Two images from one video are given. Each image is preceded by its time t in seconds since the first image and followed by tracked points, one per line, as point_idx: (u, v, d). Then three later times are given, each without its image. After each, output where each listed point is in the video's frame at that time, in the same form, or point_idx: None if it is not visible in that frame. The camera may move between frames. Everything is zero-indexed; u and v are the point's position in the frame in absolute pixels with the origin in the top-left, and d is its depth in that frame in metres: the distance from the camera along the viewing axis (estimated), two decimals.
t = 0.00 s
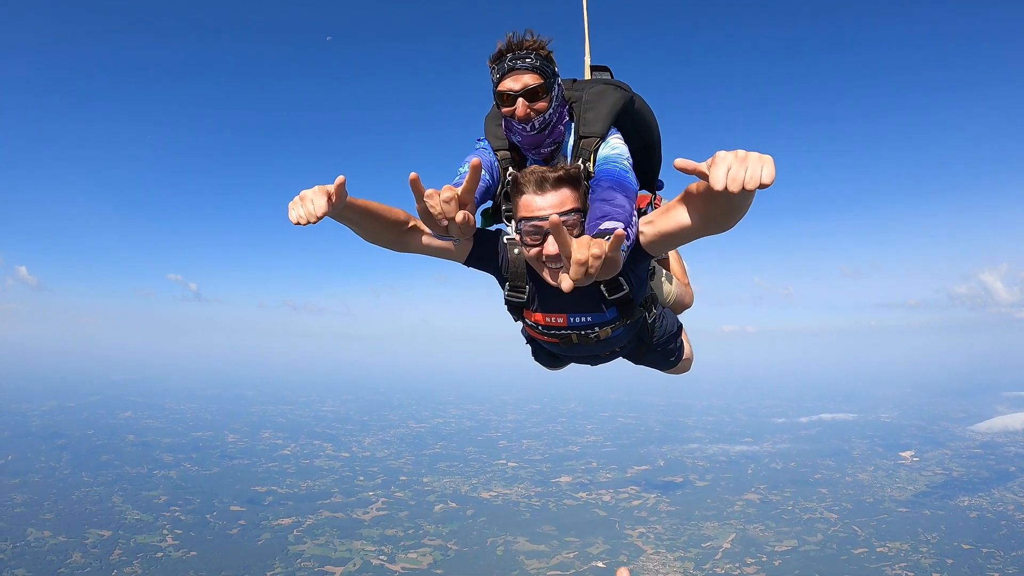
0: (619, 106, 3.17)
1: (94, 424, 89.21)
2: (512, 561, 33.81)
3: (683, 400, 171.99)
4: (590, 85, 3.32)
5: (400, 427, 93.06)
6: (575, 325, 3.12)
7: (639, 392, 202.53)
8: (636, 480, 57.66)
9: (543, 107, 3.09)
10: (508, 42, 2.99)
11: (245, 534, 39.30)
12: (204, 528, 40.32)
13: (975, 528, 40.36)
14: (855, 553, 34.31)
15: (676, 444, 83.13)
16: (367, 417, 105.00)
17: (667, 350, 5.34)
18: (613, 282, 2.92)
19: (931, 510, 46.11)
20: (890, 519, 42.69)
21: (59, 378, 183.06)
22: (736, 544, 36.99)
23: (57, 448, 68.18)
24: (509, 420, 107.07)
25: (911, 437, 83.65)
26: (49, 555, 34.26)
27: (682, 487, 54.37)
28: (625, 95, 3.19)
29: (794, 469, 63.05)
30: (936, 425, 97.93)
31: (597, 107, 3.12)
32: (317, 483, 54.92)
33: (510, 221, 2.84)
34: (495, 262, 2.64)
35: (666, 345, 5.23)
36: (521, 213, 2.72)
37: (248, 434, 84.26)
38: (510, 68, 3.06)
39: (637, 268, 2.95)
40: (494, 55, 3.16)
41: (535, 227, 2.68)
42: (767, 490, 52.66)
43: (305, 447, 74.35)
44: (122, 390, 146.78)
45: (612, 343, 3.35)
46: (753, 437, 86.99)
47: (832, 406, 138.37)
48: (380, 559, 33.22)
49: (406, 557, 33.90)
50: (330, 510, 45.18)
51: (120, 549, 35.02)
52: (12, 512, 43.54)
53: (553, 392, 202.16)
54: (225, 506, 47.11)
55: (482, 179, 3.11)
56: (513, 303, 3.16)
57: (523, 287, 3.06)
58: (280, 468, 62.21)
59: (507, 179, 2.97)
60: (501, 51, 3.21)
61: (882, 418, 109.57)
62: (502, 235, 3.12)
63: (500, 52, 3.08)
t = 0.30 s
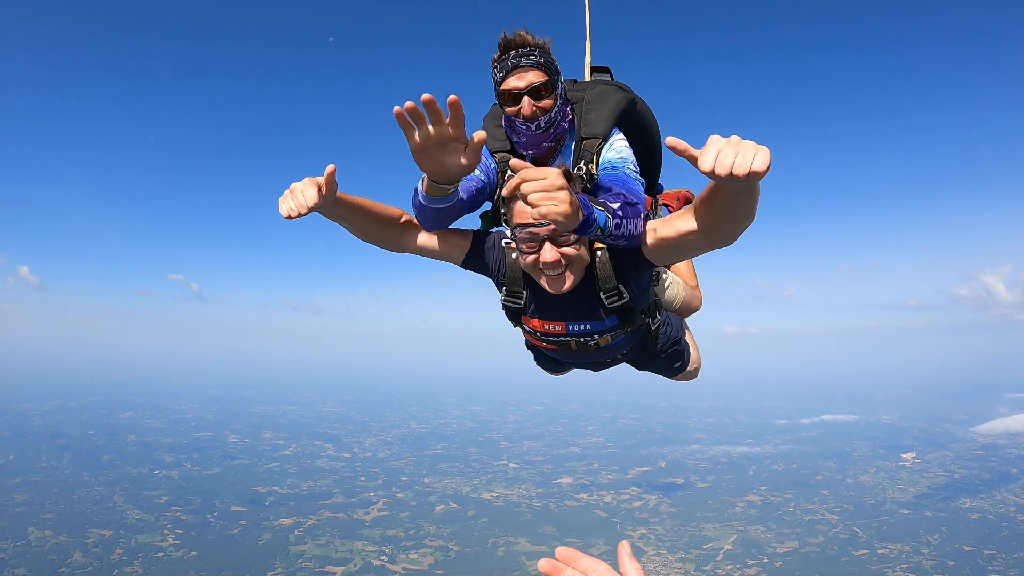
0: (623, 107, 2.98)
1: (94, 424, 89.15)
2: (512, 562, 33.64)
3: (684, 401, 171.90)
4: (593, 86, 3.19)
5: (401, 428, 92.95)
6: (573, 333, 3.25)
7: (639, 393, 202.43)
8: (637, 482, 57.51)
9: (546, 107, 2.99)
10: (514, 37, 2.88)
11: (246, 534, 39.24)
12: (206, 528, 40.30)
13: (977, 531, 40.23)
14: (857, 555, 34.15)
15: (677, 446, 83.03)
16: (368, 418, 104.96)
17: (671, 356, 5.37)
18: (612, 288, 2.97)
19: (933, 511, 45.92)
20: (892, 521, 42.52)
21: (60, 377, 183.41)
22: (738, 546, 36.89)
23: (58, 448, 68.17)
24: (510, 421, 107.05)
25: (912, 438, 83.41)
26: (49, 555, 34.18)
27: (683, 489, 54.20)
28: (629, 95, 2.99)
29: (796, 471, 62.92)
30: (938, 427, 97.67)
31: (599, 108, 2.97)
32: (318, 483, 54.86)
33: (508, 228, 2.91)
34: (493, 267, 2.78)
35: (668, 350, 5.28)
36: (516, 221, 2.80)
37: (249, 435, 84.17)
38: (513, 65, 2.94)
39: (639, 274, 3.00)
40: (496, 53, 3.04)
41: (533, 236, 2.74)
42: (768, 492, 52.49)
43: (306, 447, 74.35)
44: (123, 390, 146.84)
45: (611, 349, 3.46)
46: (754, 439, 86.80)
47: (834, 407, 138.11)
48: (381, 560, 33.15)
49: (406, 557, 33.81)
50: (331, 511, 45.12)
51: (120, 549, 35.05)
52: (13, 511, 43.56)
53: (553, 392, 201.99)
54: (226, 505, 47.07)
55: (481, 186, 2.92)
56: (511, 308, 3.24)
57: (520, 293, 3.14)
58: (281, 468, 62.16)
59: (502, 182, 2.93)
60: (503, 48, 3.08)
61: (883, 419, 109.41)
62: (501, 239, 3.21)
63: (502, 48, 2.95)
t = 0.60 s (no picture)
0: (621, 112, 3.38)
1: (95, 424, 89.18)
2: (513, 562, 33.54)
3: (685, 403, 171.93)
4: (594, 91, 3.56)
5: (401, 429, 92.90)
6: (572, 342, 3.25)
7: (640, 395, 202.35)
8: (637, 483, 57.42)
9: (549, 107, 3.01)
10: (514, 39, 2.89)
11: (247, 534, 39.17)
12: (207, 528, 40.24)
13: (977, 532, 40.13)
14: (858, 556, 34.02)
15: (678, 447, 82.92)
16: (369, 418, 104.93)
17: (674, 361, 5.43)
18: (612, 296, 2.97)
19: (934, 513, 45.75)
20: (892, 522, 42.39)
21: (60, 377, 183.32)
22: (738, 547, 36.85)
23: (59, 448, 68.14)
24: (511, 422, 106.98)
25: (913, 440, 83.19)
26: (50, 554, 34.03)
27: (684, 490, 54.07)
28: (627, 102, 3.41)
29: (797, 472, 62.79)
30: (939, 428, 97.46)
31: (599, 113, 3.32)
32: (319, 484, 54.80)
33: (505, 230, 2.91)
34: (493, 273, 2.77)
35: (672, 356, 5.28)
36: (517, 224, 2.80)
37: (250, 435, 84.11)
38: (514, 66, 2.96)
39: (640, 284, 3.00)
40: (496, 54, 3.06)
41: (534, 241, 2.76)
42: (769, 493, 52.38)
43: (307, 448, 74.30)
44: (124, 390, 146.89)
45: (612, 357, 3.46)
46: (755, 440, 86.64)
47: (835, 408, 137.87)
48: (382, 561, 33.05)
49: (407, 558, 33.68)
50: (332, 511, 45.06)
51: (121, 549, 34.99)
52: (14, 511, 43.49)
53: (554, 394, 201.82)
54: (226, 506, 47.00)
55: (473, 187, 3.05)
56: (507, 316, 3.25)
57: (516, 301, 3.14)
58: (282, 469, 62.09)
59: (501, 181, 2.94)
60: (502, 52, 3.09)
61: (884, 421, 109.24)
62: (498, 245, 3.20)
63: (503, 49, 2.94)
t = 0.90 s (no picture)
0: (626, 119, 3.28)
1: (97, 424, 89.15)
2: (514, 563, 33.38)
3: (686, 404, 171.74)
4: (598, 96, 3.47)
5: (403, 429, 92.83)
6: (573, 354, 3.17)
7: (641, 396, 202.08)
8: (639, 484, 57.26)
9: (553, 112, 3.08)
10: (519, 46, 3.07)
11: (248, 534, 39.07)
12: (208, 528, 40.14)
13: (979, 534, 39.85)
14: (859, 558, 33.84)
15: (679, 449, 82.75)
16: (370, 419, 104.92)
17: (680, 373, 5.31)
18: (613, 311, 2.88)
19: (935, 514, 45.57)
20: (894, 524, 42.18)
21: (62, 377, 183.27)
22: (739, 548, 36.67)
23: (60, 448, 68.15)
24: (512, 423, 106.73)
25: (915, 442, 82.93)
26: (51, 553, 33.93)
27: (685, 491, 53.88)
28: (632, 108, 3.30)
29: (799, 474, 62.58)
30: (941, 430, 97.15)
31: (603, 120, 3.20)
32: (320, 484, 54.73)
33: (508, 248, 2.85)
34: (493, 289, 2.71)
35: (677, 364, 5.14)
36: (517, 241, 2.75)
37: (251, 435, 84.08)
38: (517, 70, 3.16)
39: (642, 297, 2.91)
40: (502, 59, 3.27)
41: (537, 256, 2.71)
42: (771, 495, 52.15)
43: (308, 449, 74.17)
44: (125, 390, 146.97)
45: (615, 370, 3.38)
46: (756, 442, 86.48)
47: (836, 409, 137.64)
48: (382, 561, 32.89)
49: (408, 559, 33.56)
50: (333, 511, 44.96)
51: (123, 548, 34.90)
52: (15, 510, 43.45)
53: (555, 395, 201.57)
54: (228, 506, 46.87)
55: (467, 187, 3.12)
56: (509, 328, 3.23)
57: (517, 311, 3.09)
58: (283, 469, 61.94)
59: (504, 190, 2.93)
60: (508, 59, 3.29)
61: (886, 422, 108.86)
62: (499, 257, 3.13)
63: (510, 56, 3.15)
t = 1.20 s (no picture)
0: (631, 127, 3.08)
1: (98, 424, 88.94)
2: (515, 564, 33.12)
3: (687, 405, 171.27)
4: (605, 102, 3.24)
5: (404, 430, 92.59)
6: (575, 365, 3.16)
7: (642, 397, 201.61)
8: (640, 485, 56.96)
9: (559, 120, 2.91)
10: (523, 51, 2.86)
11: (249, 534, 38.86)
12: (209, 528, 39.89)
13: (980, 536, 39.54)
14: (860, 559, 33.58)
15: (681, 450, 82.46)
16: (371, 419, 104.68)
17: (686, 380, 5.13)
18: (618, 323, 2.84)
19: (937, 516, 45.29)
20: (895, 525, 41.89)
21: (63, 376, 183.06)
22: (740, 549, 36.35)
23: (61, 447, 67.97)
24: (513, 424, 106.41)
25: (916, 443, 82.59)
26: (52, 552, 33.75)
27: (687, 493, 53.62)
28: (637, 116, 3.12)
29: (800, 475, 62.28)
30: (942, 432, 96.72)
31: (608, 129, 3.03)
32: (321, 484, 54.51)
33: (509, 259, 2.78)
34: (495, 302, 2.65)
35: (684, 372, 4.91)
36: (517, 256, 2.69)
37: (252, 435, 83.88)
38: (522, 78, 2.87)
39: (646, 310, 2.87)
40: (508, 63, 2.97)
41: (541, 269, 2.65)
42: (772, 496, 51.81)
43: (309, 449, 73.91)
44: (126, 390, 146.71)
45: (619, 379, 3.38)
46: (757, 443, 86.14)
47: (837, 411, 137.25)
48: (383, 562, 32.62)
49: (408, 559, 33.28)
50: (334, 512, 44.75)
51: (123, 548, 34.63)
52: (15, 509, 43.29)
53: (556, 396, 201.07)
54: (229, 506, 46.60)
55: (465, 189, 2.97)
56: (512, 340, 3.25)
57: (521, 325, 3.12)
58: (284, 469, 61.65)
59: (504, 201, 2.80)
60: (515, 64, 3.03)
61: (888, 424, 108.39)
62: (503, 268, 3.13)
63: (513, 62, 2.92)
